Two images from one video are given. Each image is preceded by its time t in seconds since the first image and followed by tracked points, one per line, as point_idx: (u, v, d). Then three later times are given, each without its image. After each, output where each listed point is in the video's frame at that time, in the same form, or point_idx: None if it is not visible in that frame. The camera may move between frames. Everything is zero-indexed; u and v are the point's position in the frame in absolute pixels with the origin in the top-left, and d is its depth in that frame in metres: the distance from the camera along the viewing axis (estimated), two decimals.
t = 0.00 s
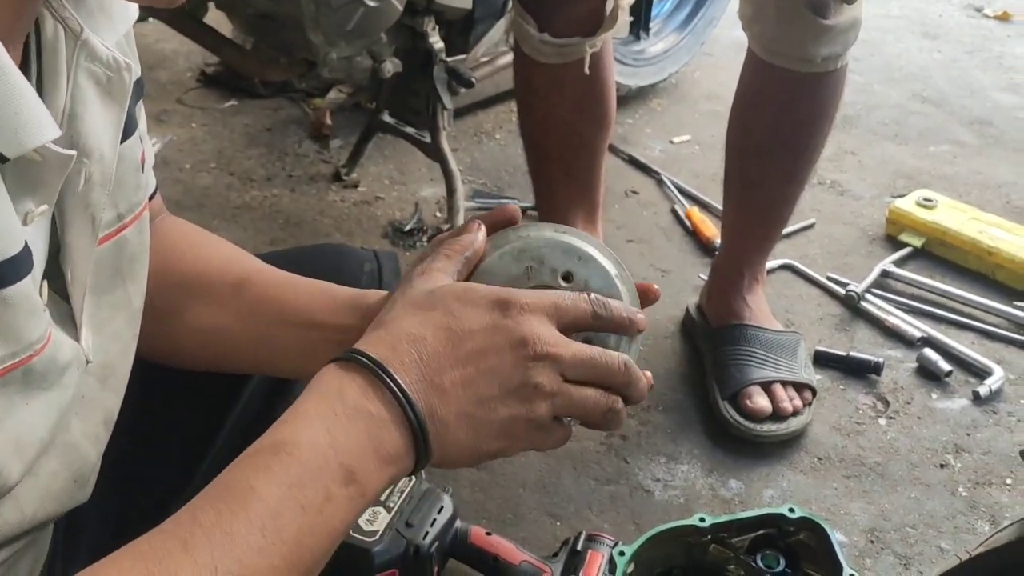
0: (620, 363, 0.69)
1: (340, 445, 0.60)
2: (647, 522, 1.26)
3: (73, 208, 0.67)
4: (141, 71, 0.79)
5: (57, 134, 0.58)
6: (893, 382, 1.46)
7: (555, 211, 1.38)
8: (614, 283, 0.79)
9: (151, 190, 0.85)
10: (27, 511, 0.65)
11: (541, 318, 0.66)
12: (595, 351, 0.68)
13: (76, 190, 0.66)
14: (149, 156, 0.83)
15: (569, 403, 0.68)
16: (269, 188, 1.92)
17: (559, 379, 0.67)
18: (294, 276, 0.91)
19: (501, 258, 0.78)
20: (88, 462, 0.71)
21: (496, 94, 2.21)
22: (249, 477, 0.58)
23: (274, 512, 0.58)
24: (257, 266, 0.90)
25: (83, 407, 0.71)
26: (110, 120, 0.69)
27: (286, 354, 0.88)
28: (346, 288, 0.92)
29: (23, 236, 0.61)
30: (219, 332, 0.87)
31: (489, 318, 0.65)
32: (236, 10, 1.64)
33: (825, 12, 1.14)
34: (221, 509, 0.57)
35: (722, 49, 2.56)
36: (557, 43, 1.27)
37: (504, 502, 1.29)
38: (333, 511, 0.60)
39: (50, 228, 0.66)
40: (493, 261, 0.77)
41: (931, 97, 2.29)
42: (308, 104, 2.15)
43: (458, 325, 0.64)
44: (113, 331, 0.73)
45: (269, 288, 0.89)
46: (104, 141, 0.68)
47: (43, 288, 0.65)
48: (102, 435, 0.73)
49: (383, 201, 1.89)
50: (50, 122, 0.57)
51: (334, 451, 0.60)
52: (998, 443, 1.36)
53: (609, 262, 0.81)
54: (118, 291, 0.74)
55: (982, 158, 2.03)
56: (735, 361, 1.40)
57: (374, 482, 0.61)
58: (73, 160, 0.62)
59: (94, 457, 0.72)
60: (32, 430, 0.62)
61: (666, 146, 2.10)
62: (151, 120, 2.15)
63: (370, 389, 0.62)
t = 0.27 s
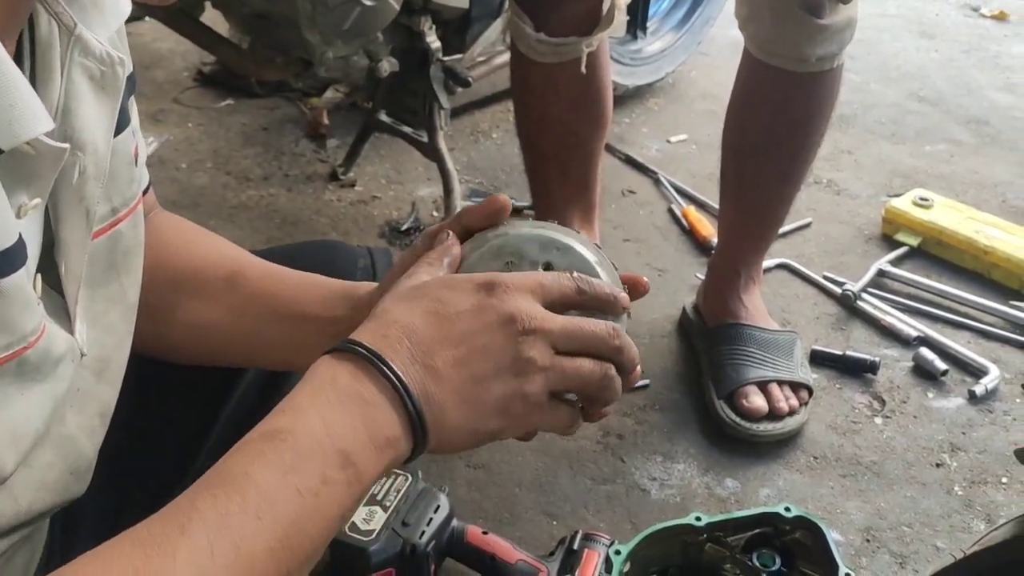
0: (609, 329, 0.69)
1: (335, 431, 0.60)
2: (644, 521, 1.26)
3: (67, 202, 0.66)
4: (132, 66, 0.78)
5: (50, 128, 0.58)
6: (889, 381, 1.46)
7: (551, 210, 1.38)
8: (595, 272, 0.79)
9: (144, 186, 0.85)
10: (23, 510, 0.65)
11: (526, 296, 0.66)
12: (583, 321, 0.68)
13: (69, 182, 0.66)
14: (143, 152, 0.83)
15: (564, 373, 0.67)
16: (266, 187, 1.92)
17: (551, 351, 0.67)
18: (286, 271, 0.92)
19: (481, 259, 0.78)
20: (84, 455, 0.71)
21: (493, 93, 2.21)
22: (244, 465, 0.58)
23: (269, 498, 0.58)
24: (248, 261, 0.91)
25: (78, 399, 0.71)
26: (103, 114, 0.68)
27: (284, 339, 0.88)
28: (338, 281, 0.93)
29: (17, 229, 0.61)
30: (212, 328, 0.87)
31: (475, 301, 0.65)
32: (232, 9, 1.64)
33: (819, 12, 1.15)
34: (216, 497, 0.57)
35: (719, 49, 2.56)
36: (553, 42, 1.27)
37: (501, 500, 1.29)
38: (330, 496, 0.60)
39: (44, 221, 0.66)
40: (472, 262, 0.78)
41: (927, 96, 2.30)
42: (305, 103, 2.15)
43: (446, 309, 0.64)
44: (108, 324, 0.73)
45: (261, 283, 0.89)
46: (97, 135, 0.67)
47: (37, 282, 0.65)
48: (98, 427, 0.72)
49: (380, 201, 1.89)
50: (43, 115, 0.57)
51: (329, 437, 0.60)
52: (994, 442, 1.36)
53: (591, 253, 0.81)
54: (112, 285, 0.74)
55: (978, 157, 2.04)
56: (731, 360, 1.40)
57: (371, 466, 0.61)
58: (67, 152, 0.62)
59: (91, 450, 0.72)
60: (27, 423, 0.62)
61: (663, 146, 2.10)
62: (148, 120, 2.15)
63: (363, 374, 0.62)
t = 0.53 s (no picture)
0: (603, 322, 0.69)
1: (325, 429, 0.60)
2: (641, 520, 1.26)
3: (60, 204, 0.67)
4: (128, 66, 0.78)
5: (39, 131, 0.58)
6: (886, 380, 1.47)
7: (548, 209, 1.38)
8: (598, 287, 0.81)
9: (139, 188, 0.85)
10: (17, 511, 0.65)
11: (518, 297, 0.68)
12: (575, 317, 0.69)
13: (62, 185, 0.66)
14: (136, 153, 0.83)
15: (563, 369, 0.68)
16: (263, 187, 1.92)
17: (548, 348, 0.67)
18: (281, 274, 0.92)
19: (490, 254, 0.80)
20: (77, 457, 0.71)
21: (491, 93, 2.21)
22: (234, 465, 0.59)
23: (258, 496, 0.57)
24: (243, 264, 0.91)
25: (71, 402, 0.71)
26: (97, 116, 0.69)
27: (275, 350, 0.88)
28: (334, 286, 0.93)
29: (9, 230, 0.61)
30: (207, 329, 0.87)
31: (467, 304, 0.66)
32: (230, 9, 1.64)
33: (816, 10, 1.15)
34: (207, 495, 0.58)
35: (716, 48, 2.56)
36: (550, 41, 1.27)
37: (498, 500, 1.29)
38: (323, 495, 0.59)
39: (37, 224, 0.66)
40: (480, 255, 0.80)
41: (924, 96, 2.30)
42: (303, 103, 2.15)
43: (439, 312, 0.65)
44: (101, 326, 0.73)
45: (256, 285, 0.89)
46: (90, 137, 0.68)
47: (30, 283, 0.65)
48: (91, 430, 0.72)
49: (378, 200, 1.89)
50: (33, 118, 0.57)
51: (320, 435, 0.60)
52: (991, 441, 1.36)
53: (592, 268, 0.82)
54: (105, 286, 0.74)
55: (975, 156, 2.04)
56: (728, 360, 1.40)
57: (365, 466, 0.60)
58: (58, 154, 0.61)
59: (82, 454, 0.72)
60: (19, 427, 0.62)
61: (661, 145, 2.10)
62: (145, 120, 2.15)
63: (352, 373, 0.62)
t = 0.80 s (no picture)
0: (581, 271, 0.71)
1: (339, 450, 0.60)
2: (640, 519, 1.26)
3: (53, 211, 0.67)
4: (128, 72, 0.79)
5: (29, 139, 0.58)
6: (885, 379, 1.47)
7: (548, 209, 1.39)
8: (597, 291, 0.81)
9: (137, 191, 0.85)
10: (14, 515, 0.65)
11: (507, 281, 0.68)
12: (558, 279, 0.70)
13: (55, 192, 0.66)
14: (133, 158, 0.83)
15: (569, 329, 0.69)
16: (262, 187, 1.92)
17: (551, 314, 0.68)
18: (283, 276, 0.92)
19: (492, 251, 0.82)
20: (72, 468, 0.70)
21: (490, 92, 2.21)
22: (247, 486, 0.59)
23: (271, 518, 0.58)
24: (246, 265, 0.91)
25: (66, 413, 0.71)
26: (93, 122, 0.69)
27: (278, 351, 0.88)
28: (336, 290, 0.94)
29: None
30: (208, 330, 0.87)
31: (458, 302, 0.66)
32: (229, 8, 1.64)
33: (814, 9, 1.14)
34: (220, 517, 0.58)
35: (716, 48, 2.56)
36: (549, 40, 1.27)
37: (498, 500, 1.29)
38: (335, 515, 0.59)
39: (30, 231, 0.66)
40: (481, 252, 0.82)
41: (923, 95, 2.30)
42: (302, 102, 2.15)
43: (434, 315, 0.65)
44: (94, 334, 0.73)
45: (258, 287, 0.89)
46: (85, 143, 0.67)
47: (23, 291, 0.66)
48: (86, 439, 0.72)
49: (377, 200, 1.89)
50: (22, 129, 0.57)
51: (334, 456, 0.60)
52: (990, 440, 1.36)
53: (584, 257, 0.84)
54: (100, 293, 0.73)
55: (974, 156, 2.04)
56: (728, 359, 1.40)
57: (378, 486, 0.61)
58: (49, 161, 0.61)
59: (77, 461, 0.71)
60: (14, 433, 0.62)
61: (660, 145, 2.10)
62: (145, 119, 2.14)
63: (369, 393, 0.62)
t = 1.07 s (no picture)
0: (557, 261, 0.70)
1: (323, 453, 0.61)
2: (639, 518, 1.26)
3: (45, 217, 0.67)
4: (124, 77, 0.79)
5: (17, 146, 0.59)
6: (884, 378, 1.47)
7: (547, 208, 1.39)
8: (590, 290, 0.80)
9: (136, 194, 0.85)
10: (9, 519, 0.65)
11: (480, 278, 0.67)
12: (533, 270, 0.69)
13: (47, 200, 0.66)
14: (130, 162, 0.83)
15: (548, 318, 0.68)
16: (262, 186, 1.92)
17: (528, 305, 0.67)
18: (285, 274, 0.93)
19: (491, 242, 0.83)
20: (66, 474, 0.70)
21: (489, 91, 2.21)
22: (235, 492, 0.60)
23: (261, 521, 0.58)
24: (248, 263, 0.91)
25: (61, 422, 0.70)
26: (86, 130, 0.68)
27: (280, 349, 0.88)
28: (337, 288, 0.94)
29: None
30: (209, 327, 0.87)
31: (431, 305, 0.65)
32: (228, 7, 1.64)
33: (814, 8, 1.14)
34: (210, 524, 0.58)
35: (715, 47, 2.56)
36: (549, 39, 1.27)
37: (498, 500, 1.29)
38: (323, 518, 0.60)
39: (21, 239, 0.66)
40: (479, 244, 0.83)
41: (923, 94, 2.30)
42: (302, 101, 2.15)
43: (406, 320, 0.65)
44: (86, 342, 0.73)
45: (259, 284, 0.89)
46: (78, 151, 0.67)
47: (13, 299, 0.65)
48: (79, 448, 0.72)
49: (376, 199, 1.89)
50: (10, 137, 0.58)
51: (319, 460, 0.60)
52: (989, 439, 1.36)
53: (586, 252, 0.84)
54: (92, 301, 0.73)
55: (974, 155, 2.04)
56: (728, 358, 1.40)
57: (365, 488, 0.61)
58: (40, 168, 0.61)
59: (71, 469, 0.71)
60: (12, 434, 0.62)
61: (659, 144, 2.10)
62: (144, 118, 2.14)
63: (347, 398, 0.63)
